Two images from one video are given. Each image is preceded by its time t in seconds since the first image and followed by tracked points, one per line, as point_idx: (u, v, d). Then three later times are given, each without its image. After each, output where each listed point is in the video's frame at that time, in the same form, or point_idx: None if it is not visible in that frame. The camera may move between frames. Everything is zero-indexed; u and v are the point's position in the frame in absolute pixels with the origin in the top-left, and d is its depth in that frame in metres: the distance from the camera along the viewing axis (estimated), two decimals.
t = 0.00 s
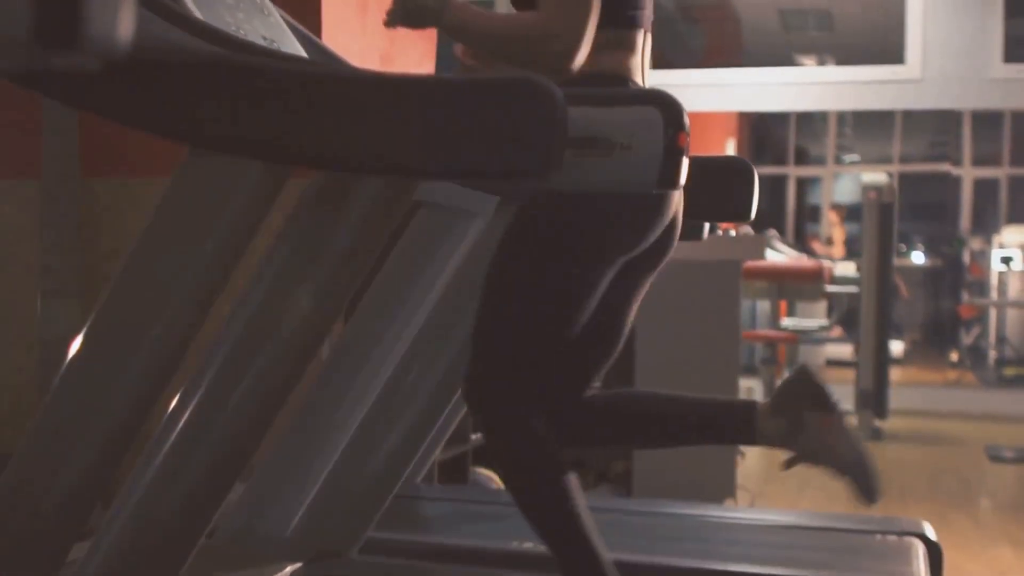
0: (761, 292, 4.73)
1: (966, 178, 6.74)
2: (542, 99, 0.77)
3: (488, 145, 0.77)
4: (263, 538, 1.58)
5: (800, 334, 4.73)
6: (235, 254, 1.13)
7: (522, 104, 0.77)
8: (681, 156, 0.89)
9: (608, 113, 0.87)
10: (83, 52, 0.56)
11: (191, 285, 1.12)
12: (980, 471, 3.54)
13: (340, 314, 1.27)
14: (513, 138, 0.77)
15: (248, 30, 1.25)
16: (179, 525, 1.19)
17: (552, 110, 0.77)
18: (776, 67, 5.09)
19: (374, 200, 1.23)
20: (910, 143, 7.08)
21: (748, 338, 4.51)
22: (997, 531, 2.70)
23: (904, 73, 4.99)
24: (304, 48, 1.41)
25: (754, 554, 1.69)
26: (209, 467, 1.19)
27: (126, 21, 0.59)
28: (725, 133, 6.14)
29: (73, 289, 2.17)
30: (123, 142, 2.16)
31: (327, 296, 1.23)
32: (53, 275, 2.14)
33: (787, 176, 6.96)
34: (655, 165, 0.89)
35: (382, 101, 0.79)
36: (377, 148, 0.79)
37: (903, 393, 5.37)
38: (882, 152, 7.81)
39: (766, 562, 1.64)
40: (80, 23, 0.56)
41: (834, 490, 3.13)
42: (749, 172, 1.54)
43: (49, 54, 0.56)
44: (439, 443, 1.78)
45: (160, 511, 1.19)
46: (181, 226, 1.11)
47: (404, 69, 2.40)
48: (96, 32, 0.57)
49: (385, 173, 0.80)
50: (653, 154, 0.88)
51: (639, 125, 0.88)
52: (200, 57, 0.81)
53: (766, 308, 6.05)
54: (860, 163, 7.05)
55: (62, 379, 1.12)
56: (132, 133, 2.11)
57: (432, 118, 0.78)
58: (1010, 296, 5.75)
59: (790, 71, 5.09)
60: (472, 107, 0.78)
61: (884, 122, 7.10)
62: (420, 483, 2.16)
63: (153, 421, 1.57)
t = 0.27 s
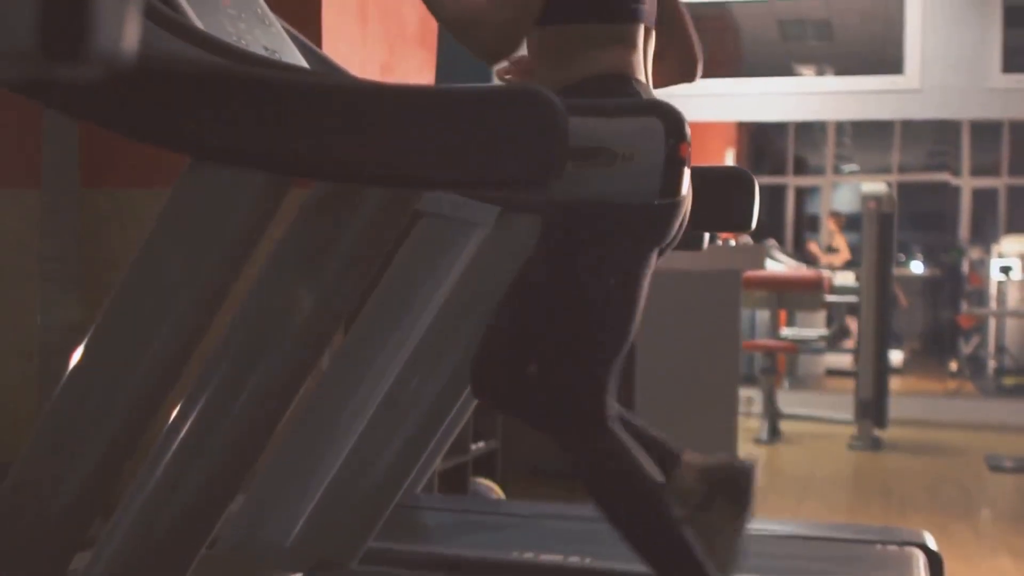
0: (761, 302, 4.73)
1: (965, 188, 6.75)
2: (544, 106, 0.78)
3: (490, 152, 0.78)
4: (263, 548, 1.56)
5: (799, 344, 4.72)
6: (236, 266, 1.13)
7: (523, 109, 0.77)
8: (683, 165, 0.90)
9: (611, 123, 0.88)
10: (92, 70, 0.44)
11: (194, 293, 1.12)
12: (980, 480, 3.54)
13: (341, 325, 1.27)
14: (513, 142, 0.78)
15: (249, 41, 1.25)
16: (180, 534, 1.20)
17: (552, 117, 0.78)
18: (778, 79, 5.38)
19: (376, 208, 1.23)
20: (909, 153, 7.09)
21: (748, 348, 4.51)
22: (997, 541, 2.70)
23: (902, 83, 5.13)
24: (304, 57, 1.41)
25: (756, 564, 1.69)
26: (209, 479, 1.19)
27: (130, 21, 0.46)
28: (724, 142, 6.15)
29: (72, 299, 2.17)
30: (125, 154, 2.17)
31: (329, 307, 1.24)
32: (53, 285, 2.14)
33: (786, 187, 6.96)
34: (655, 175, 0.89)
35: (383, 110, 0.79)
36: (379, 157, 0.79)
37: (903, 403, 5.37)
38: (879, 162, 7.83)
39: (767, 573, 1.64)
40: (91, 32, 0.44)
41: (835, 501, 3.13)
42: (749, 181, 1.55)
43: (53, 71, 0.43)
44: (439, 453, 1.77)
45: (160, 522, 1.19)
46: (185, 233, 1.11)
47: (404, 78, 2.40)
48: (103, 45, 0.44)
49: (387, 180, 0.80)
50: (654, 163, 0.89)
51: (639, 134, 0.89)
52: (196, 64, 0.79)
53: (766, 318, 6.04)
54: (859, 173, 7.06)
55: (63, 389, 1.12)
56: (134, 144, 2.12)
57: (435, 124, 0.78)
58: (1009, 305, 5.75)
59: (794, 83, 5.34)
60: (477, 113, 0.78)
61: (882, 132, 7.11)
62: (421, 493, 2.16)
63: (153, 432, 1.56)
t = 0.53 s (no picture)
0: (760, 312, 4.72)
1: (963, 199, 6.75)
2: (546, 121, 0.77)
3: (489, 163, 0.78)
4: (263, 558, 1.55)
5: (799, 354, 4.72)
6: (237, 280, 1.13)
7: (522, 121, 0.77)
8: (684, 176, 0.89)
9: (612, 134, 0.88)
10: (97, 77, 0.47)
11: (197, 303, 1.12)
12: (979, 491, 3.53)
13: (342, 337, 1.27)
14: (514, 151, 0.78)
15: (250, 51, 1.26)
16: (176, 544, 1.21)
17: (552, 129, 0.77)
18: (777, 88, 5.37)
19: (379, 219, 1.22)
20: (907, 164, 7.09)
21: (748, 358, 4.50)
22: (998, 552, 2.69)
23: (901, 93, 5.12)
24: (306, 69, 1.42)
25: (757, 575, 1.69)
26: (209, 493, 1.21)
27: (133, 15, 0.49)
28: (723, 153, 6.15)
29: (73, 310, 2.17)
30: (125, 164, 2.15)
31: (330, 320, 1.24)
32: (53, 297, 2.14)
33: (784, 197, 6.96)
34: (657, 186, 0.89)
35: (383, 120, 0.79)
36: (376, 164, 0.79)
37: (902, 413, 5.36)
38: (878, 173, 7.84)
39: None
40: (93, 40, 0.47)
41: (835, 512, 3.12)
42: (750, 192, 1.54)
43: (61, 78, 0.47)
44: (439, 464, 1.77)
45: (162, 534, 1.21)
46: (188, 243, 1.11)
47: (404, 89, 2.41)
48: (106, 52, 0.47)
49: (388, 193, 0.80)
50: (655, 175, 0.89)
51: (642, 145, 0.89)
52: (202, 76, 0.79)
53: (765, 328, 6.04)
54: (857, 184, 7.06)
55: (63, 401, 1.12)
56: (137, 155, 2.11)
57: (432, 134, 0.78)
58: (1009, 315, 5.75)
59: (792, 93, 5.34)
60: (475, 127, 0.78)
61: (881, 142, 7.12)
62: (421, 503, 2.16)
63: (154, 443, 1.57)
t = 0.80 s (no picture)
0: (759, 322, 4.71)
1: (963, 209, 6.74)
2: (548, 135, 0.78)
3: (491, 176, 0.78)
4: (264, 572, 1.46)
5: (799, 365, 4.71)
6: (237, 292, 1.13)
7: (522, 138, 0.77)
8: (685, 187, 0.89)
9: (612, 146, 0.88)
10: (105, 90, 0.43)
11: (198, 312, 1.12)
12: (979, 501, 3.52)
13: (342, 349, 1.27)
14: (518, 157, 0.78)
15: (252, 61, 1.26)
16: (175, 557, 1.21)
17: (554, 142, 0.78)
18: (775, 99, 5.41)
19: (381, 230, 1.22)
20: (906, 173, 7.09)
21: (748, 368, 4.50)
22: (998, 562, 2.69)
23: (900, 103, 5.13)
24: (307, 81, 1.42)
25: None
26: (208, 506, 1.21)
27: (145, 27, 0.45)
28: (722, 163, 6.15)
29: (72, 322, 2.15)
30: (124, 173, 2.13)
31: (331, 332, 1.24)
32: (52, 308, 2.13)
33: (783, 208, 6.95)
34: (657, 200, 0.89)
35: (384, 131, 0.79)
36: (376, 173, 0.79)
37: (903, 424, 5.36)
38: (876, 185, 7.85)
39: None
40: (102, 58, 0.43)
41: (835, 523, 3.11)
42: (750, 203, 1.54)
43: (65, 90, 0.43)
44: (439, 475, 1.77)
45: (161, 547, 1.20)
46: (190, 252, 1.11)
47: (404, 100, 2.41)
48: (113, 64, 0.43)
49: (391, 204, 0.80)
50: (656, 188, 0.89)
51: (643, 157, 0.89)
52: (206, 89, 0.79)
53: (765, 338, 6.04)
54: (856, 194, 7.05)
55: (63, 415, 1.12)
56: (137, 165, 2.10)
57: (433, 145, 0.79)
58: (1009, 325, 5.76)
59: (790, 104, 5.37)
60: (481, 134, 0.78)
61: (880, 152, 7.13)
62: (421, 514, 2.15)
63: (154, 456, 1.56)
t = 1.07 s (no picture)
0: (759, 332, 4.71)
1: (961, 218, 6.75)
2: (551, 144, 0.78)
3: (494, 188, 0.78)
4: None
5: (798, 375, 4.71)
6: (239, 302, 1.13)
7: (522, 149, 0.78)
8: (688, 197, 0.90)
9: (613, 156, 0.88)
10: (110, 101, 0.43)
11: (199, 325, 1.11)
12: (979, 511, 3.52)
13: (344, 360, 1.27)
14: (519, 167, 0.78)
15: (253, 72, 1.26)
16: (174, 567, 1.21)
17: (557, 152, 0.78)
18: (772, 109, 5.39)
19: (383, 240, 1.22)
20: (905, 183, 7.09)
21: (748, 378, 4.50)
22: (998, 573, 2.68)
23: (899, 114, 5.14)
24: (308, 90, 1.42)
25: None
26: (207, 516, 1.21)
27: (151, 36, 0.45)
28: (721, 172, 6.15)
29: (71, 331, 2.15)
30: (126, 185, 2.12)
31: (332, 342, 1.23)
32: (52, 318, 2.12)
33: (782, 217, 6.95)
34: (660, 210, 0.90)
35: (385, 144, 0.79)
36: (376, 184, 0.79)
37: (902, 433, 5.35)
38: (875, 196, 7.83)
39: None
40: (107, 69, 0.42)
41: (835, 532, 3.11)
42: (750, 212, 1.54)
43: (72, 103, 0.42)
44: (437, 487, 1.76)
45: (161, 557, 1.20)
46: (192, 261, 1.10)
47: (404, 110, 2.41)
48: (121, 77, 0.43)
49: (395, 214, 0.80)
50: (656, 199, 0.89)
51: (644, 168, 0.89)
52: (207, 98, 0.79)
53: (764, 348, 6.04)
54: (855, 203, 7.05)
55: (64, 424, 1.11)
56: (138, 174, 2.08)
57: (434, 155, 0.79)
58: (1008, 335, 5.76)
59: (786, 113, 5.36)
60: (484, 144, 0.78)
61: (879, 162, 7.14)
62: (421, 524, 2.15)
63: (155, 466, 1.56)
